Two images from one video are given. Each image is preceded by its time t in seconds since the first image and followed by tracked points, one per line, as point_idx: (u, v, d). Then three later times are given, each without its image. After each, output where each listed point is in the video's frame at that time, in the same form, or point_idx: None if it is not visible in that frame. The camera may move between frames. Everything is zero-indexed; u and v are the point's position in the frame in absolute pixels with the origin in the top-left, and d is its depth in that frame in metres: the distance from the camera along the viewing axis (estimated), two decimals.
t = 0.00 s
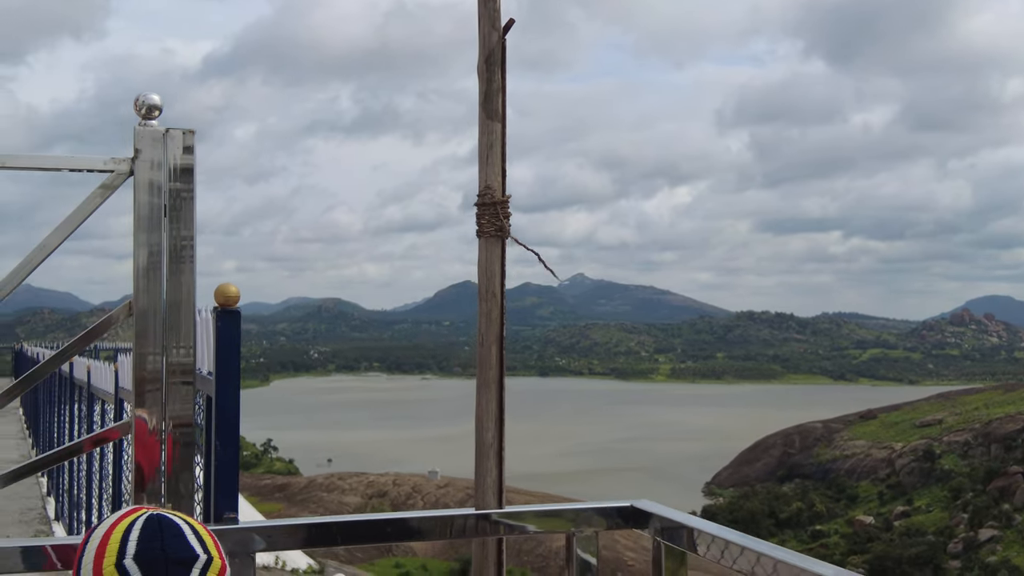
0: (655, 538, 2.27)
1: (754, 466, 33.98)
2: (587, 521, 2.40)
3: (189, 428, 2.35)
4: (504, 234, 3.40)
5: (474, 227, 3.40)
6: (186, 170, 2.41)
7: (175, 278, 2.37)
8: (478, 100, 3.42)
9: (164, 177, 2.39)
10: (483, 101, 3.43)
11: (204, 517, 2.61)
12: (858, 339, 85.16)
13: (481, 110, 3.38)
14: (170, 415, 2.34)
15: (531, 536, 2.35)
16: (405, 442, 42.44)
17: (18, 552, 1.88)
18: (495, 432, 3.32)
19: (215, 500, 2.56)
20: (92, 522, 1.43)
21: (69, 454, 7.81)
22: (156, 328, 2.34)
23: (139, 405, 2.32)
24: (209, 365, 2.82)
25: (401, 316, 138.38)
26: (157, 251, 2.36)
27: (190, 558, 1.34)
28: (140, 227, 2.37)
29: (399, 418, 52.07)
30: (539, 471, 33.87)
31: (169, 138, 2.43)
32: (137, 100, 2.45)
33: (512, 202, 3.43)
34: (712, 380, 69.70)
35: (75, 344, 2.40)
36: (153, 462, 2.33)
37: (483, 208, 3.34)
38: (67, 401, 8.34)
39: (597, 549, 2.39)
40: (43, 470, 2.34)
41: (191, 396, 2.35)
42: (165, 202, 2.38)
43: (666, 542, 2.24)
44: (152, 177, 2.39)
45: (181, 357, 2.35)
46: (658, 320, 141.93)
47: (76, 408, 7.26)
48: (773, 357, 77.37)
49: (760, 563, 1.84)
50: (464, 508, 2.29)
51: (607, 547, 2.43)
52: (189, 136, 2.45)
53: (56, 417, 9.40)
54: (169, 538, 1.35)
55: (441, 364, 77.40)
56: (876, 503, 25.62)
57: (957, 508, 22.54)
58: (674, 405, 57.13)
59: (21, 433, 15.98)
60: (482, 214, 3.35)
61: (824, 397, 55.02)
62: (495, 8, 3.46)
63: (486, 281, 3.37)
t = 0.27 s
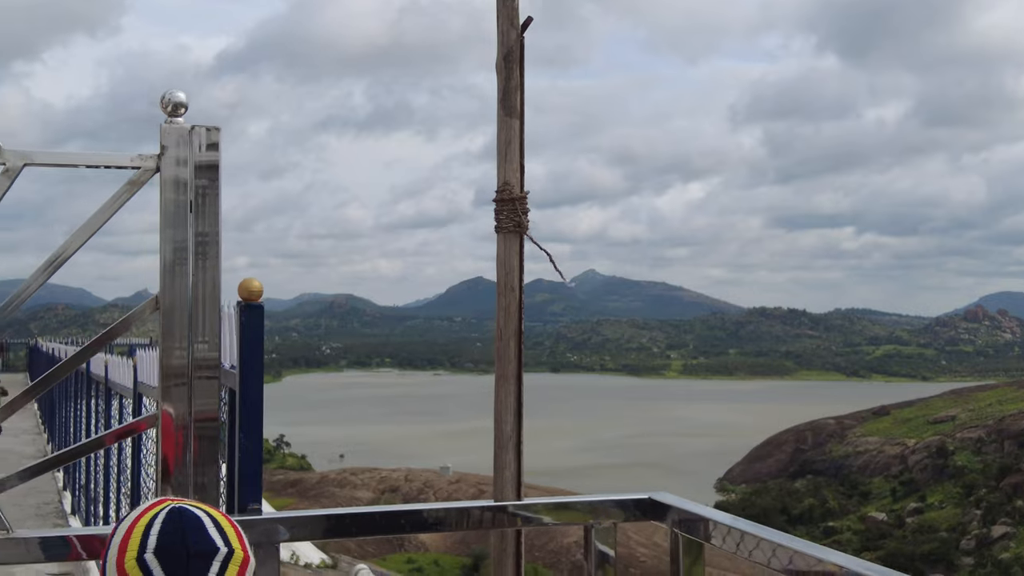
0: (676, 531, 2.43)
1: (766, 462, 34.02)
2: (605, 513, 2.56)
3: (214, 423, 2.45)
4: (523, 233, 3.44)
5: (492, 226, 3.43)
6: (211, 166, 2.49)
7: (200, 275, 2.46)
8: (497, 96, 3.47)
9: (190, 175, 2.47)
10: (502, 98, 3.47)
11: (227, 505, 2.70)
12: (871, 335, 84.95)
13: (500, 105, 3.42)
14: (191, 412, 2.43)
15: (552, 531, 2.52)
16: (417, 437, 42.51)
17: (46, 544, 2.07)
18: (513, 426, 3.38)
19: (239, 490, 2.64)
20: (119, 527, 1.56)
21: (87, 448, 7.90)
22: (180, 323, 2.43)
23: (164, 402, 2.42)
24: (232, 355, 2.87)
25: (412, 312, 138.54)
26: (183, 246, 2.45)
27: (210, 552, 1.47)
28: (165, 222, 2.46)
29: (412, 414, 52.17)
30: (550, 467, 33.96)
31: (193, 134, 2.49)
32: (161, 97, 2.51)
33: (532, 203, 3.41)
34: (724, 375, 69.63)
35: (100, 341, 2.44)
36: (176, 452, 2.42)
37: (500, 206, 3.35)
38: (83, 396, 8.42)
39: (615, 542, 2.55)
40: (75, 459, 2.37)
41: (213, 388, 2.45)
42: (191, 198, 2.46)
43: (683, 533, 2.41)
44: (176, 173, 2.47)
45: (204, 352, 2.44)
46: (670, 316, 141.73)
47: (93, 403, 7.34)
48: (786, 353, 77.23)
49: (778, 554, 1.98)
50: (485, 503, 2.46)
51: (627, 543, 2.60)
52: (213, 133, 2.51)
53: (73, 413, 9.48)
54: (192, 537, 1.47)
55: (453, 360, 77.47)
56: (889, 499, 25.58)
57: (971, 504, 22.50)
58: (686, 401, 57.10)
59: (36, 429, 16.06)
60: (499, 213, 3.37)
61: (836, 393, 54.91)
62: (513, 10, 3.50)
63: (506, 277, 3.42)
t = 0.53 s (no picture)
0: (688, 520, 2.48)
1: (773, 460, 33.98)
2: (620, 503, 2.57)
3: (236, 417, 2.47)
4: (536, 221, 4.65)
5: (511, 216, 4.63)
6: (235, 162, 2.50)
7: (223, 269, 2.48)
8: (517, 92, 4.80)
9: (213, 172, 2.49)
10: (519, 93, 4.84)
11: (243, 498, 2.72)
12: (878, 332, 84.68)
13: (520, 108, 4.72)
14: (214, 405, 2.46)
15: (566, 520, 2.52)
16: (423, 434, 42.43)
17: (62, 530, 2.08)
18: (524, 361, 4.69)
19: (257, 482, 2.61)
20: (139, 511, 1.58)
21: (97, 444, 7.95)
22: (204, 321, 2.46)
23: (186, 395, 2.45)
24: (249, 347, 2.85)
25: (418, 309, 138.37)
26: (206, 240, 2.48)
27: (228, 536, 1.49)
28: (189, 217, 2.48)
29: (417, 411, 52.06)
30: (557, 463, 33.96)
31: (216, 128, 2.51)
32: (185, 93, 2.51)
33: (543, 193, 4.64)
34: (731, 372, 69.56)
35: (121, 336, 2.46)
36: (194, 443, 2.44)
37: (518, 197, 4.55)
38: (93, 393, 8.46)
39: (629, 531, 2.56)
40: (91, 452, 2.35)
41: (235, 384, 2.48)
42: (213, 192, 2.48)
43: (701, 524, 2.42)
44: (199, 169, 2.48)
45: (226, 346, 2.47)
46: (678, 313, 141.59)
47: (105, 398, 7.39)
48: (792, 350, 76.99)
49: (789, 540, 2.00)
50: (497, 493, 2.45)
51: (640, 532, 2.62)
52: (235, 128, 2.53)
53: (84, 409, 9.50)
54: (211, 517, 1.50)
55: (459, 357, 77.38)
56: (896, 497, 25.51)
57: (978, 502, 22.43)
58: (692, 399, 56.89)
59: (45, 426, 16.10)
60: (516, 205, 4.57)
61: (843, 390, 54.66)
62: (529, 18, 4.84)
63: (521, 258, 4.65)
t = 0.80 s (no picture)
0: (687, 502, 2.50)
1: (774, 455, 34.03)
2: (619, 485, 2.58)
3: (243, 406, 2.50)
4: (537, 212, 4.79)
5: (513, 206, 4.79)
6: (242, 154, 2.53)
7: (231, 260, 2.51)
8: (519, 83, 4.90)
9: (222, 163, 2.51)
10: (522, 84, 4.94)
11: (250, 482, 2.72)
12: (880, 328, 84.67)
13: (520, 96, 4.84)
14: (222, 395, 2.49)
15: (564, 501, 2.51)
16: (426, 429, 42.51)
17: (70, 511, 2.09)
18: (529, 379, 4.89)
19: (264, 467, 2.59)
20: (146, 490, 1.61)
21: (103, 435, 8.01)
22: (214, 311, 2.50)
23: (193, 384, 2.47)
24: (257, 336, 2.84)
25: (420, 305, 138.38)
26: (214, 230, 2.51)
27: (235, 509, 1.52)
28: (197, 208, 2.50)
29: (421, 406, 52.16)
30: (559, 459, 34.05)
31: (225, 118, 2.53)
32: (194, 85, 2.54)
33: (543, 184, 4.79)
34: (732, 368, 69.67)
35: (125, 324, 2.49)
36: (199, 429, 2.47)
37: (519, 189, 4.72)
38: (97, 385, 8.51)
39: (626, 514, 2.57)
40: (99, 437, 2.39)
41: (243, 374, 2.50)
42: (223, 179, 2.51)
43: (695, 504, 2.47)
44: (207, 160, 2.51)
45: (234, 338, 2.50)
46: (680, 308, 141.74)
47: (109, 390, 7.42)
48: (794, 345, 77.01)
49: (789, 522, 2.02)
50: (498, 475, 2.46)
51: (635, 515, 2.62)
52: (243, 117, 2.55)
53: (87, 401, 9.52)
54: (216, 492, 1.52)
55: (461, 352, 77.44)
56: (898, 493, 25.54)
57: (980, 497, 22.47)
58: (696, 394, 56.95)
59: (49, 419, 16.18)
60: (518, 196, 4.74)
61: (846, 385, 54.70)
62: (530, 7, 4.88)
63: (523, 254, 4.81)
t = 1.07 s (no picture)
0: (667, 484, 2.59)
1: (771, 447, 34.05)
2: (602, 468, 2.66)
3: (235, 397, 2.51)
4: (522, 203, 4.72)
5: (498, 198, 4.71)
6: (232, 147, 2.53)
7: (223, 251, 2.52)
8: (504, 76, 4.86)
9: (212, 156, 2.52)
10: (506, 79, 4.88)
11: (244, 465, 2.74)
12: (876, 319, 84.74)
13: (506, 90, 4.80)
14: (214, 386, 2.49)
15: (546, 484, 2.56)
16: (423, 421, 42.52)
17: (64, 494, 2.10)
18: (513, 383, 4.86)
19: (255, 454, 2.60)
20: (138, 465, 1.78)
21: (99, 424, 8.04)
22: (204, 302, 2.51)
23: (187, 372, 2.48)
24: (249, 323, 2.86)
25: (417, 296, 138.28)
26: (205, 222, 2.51)
27: (219, 486, 1.69)
28: (190, 199, 2.51)
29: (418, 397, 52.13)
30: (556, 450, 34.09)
31: (216, 113, 2.54)
32: (186, 79, 2.55)
33: (528, 174, 4.71)
34: (729, 360, 69.78)
35: (118, 313, 2.50)
36: (191, 417, 2.48)
37: (505, 181, 4.64)
38: (94, 376, 8.52)
39: (607, 496, 2.64)
40: (96, 421, 2.41)
41: (235, 365, 2.52)
42: (213, 172, 2.51)
43: (673, 487, 2.57)
44: (198, 154, 2.52)
45: (226, 327, 2.52)
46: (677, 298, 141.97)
47: (106, 382, 7.43)
48: (790, 337, 77.05)
49: (772, 506, 2.05)
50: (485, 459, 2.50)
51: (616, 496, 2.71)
52: (234, 111, 2.56)
53: (85, 392, 9.54)
54: (204, 472, 1.68)
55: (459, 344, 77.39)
56: (895, 483, 25.59)
57: (976, 488, 22.55)
58: (693, 386, 56.99)
59: (46, 411, 16.18)
60: (504, 188, 4.66)
61: (842, 375, 54.76)
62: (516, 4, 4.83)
63: (508, 248, 4.79)
